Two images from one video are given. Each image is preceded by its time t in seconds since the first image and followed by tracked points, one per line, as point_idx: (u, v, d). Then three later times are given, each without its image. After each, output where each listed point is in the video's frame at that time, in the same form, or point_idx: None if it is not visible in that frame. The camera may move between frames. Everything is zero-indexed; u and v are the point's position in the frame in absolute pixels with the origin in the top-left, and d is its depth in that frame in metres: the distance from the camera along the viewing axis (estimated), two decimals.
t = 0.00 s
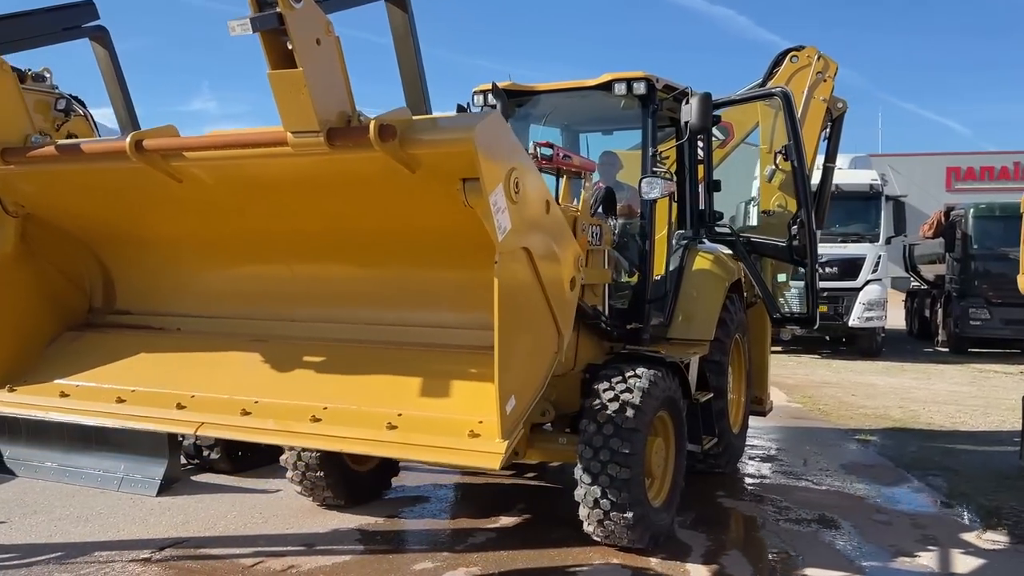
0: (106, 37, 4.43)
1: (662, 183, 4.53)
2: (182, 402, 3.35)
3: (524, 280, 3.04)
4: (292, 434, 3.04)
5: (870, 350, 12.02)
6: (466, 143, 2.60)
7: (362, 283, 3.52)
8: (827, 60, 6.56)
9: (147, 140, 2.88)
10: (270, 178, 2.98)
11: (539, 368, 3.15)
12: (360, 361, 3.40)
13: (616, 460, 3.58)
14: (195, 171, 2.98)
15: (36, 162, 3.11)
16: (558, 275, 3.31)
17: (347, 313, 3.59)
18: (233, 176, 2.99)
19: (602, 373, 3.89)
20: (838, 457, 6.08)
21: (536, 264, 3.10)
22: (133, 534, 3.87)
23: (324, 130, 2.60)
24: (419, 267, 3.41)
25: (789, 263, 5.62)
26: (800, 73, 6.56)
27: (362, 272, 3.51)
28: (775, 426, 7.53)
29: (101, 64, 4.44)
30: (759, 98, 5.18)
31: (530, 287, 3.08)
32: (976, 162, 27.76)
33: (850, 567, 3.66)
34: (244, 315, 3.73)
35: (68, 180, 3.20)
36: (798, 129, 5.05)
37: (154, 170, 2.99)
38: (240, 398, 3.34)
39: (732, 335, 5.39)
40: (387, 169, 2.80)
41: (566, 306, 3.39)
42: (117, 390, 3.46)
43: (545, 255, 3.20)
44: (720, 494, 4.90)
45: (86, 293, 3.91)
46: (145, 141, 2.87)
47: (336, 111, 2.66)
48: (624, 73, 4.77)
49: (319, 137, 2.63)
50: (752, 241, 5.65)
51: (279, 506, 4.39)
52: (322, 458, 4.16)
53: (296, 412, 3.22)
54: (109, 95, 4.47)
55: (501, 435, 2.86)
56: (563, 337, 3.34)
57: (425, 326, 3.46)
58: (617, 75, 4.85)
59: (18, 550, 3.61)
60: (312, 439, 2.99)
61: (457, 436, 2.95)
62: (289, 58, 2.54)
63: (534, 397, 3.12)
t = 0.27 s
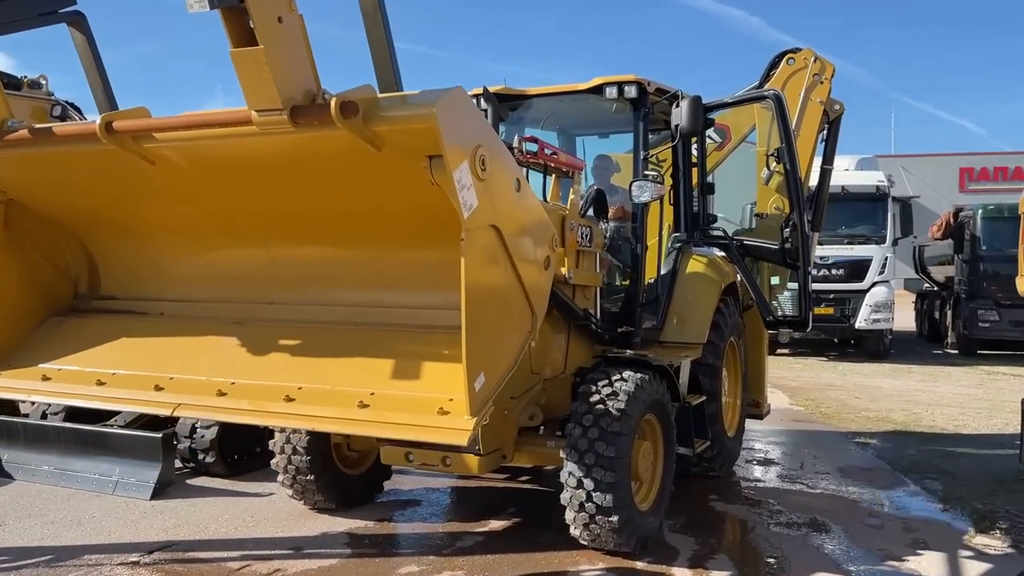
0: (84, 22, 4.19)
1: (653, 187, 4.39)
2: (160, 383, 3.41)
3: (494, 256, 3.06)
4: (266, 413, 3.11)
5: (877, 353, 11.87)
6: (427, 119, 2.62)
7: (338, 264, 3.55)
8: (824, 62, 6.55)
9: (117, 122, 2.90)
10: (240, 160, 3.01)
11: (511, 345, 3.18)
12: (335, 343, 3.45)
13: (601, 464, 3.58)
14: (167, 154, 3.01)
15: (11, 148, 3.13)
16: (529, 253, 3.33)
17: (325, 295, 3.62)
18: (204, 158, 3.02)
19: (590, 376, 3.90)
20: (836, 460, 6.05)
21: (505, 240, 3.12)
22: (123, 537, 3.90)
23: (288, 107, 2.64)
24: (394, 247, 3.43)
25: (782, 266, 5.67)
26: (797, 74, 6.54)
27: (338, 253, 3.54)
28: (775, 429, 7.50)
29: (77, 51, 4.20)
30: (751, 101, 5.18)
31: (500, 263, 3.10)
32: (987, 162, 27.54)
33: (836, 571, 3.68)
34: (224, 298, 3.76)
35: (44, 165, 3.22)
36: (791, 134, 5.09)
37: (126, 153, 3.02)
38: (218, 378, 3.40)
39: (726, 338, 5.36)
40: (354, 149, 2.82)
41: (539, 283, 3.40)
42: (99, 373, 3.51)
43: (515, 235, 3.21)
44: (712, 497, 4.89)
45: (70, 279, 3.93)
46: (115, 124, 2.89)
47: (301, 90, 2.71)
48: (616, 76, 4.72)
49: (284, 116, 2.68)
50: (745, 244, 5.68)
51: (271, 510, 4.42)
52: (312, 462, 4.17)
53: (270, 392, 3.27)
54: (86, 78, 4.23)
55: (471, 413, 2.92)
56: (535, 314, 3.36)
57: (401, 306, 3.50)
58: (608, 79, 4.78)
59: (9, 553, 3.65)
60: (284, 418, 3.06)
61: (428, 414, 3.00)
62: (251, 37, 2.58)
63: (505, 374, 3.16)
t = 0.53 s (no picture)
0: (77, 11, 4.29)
1: (652, 191, 4.32)
2: (154, 364, 3.45)
3: (481, 235, 3.07)
4: (257, 393, 3.14)
5: (886, 355, 11.78)
6: (408, 93, 2.65)
7: (330, 245, 3.60)
8: (825, 64, 6.53)
9: (106, 103, 2.97)
10: (229, 138, 3.07)
11: (499, 324, 3.19)
12: (327, 325, 3.47)
13: (598, 468, 3.58)
14: (157, 135, 3.08)
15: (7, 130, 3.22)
16: (518, 237, 3.35)
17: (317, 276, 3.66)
18: (193, 138, 3.09)
19: (587, 380, 3.89)
20: (838, 463, 6.03)
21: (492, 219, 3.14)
22: (125, 541, 3.93)
23: (271, 85, 2.66)
24: (384, 225, 3.46)
25: (783, 269, 5.67)
26: (798, 76, 6.53)
27: (329, 231, 3.58)
28: (780, 431, 7.48)
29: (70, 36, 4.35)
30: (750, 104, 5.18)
31: (487, 242, 3.11)
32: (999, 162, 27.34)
33: (833, 574, 3.68)
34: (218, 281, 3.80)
35: (38, 148, 3.29)
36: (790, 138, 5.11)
37: (117, 135, 3.09)
38: (209, 358, 3.43)
39: (727, 340, 5.33)
40: (339, 127, 2.87)
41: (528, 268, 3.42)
42: (94, 355, 3.56)
43: (504, 215, 3.23)
44: (712, 501, 4.88)
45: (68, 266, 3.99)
46: (104, 106, 2.96)
47: (287, 68, 2.72)
48: (614, 79, 4.71)
49: (269, 94, 2.70)
50: (745, 247, 5.69)
51: (272, 514, 4.44)
52: (312, 466, 4.19)
53: (261, 372, 3.30)
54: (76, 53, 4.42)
55: (457, 388, 2.91)
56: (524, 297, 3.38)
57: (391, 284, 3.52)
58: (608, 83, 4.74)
59: (11, 557, 3.69)
60: (275, 396, 3.08)
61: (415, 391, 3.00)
62: (234, 14, 2.60)
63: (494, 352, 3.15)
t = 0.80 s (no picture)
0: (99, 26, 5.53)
1: (656, 193, 4.30)
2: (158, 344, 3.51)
3: (481, 208, 3.08)
4: (259, 370, 3.19)
5: (897, 356, 11.71)
6: (404, 66, 2.68)
7: (330, 224, 3.63)
8: (831, 65, 6.50)
9: (105, 82, 2.99)
10: (229, 116, 3.11)
11: (500, 299, 3.21)
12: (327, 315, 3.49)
13: (602, 471, 3.58)
14: (157, 114, 3.12)
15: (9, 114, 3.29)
16: (520, 212, 3.35)
17: (318, 258, 3.69)
18: (193, 116, 3.13)
19: (592, 382, 3.88)
20: (847, 465, 6.01)
21: (494, 192, 3.15)
22: (132, 545, 3.96)
23: (268, 59, 2.70)
24: (383, 203, 3.50)
25: (789, 271, 5.65)
26: (803, 77, 6.54)
27: (328, 211, 3.60)
28: (788, 433, 7.45)
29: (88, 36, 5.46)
30: (754, 105, 5.17)
31: (488, 215, 3.13)
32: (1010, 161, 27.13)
33: None
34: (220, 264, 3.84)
35: (42, 130, 3.35)
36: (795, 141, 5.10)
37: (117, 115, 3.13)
38: (213, 337, 3.49)
39: (733, 342, 5.31)
40: (337, 101, 2.91)
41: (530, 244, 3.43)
42: (99, 337, 3.62)
43: (505, 194, 3.23)
44: (719, 503, 4.86)
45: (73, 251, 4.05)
46: (103, 85, 2.99)
47: (284, 43, 2.76)
48: (617, 82, 4.69)
49: (266, 69, 2.74)
50: (751, 249, 5.67)
51: (278, 517, 4.46)
52: (317, 470, 4.20)
53: (265, 350, 3.36)
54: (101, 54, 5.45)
55: (457, 361, 2.96)
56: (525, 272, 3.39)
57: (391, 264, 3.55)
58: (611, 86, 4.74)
59: (19, 560, 3.73)
60: (276, 373, 3.14)
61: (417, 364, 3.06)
62: None
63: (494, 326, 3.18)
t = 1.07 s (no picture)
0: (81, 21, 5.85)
1: (662, 196, 4.29)
2: (167, 323, 3.53)
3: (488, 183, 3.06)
4: (267, 345, 3.15)
5: (908, 356, 11.64)
6: (408, 40, 2.68)
7: (336, 201, 3.66)
8: (839, 66, 6.48)
9: (111, 63, 3.03)
10: (234, 95, 3.14)
11: (508, 275, 3.18)
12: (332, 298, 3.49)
13: (609, 474, 3.58)
14: (162, 94, 3.16)
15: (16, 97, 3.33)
16: (528, 191, 3.32)
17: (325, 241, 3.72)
18: (199, 96, 3.17)
19: (600, 385, 3.88)
20: (857, 466, 5.98)
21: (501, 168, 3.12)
22: (143, 549, 3.98)
23: (271, 35, 2.72)
24: (388, 181, 3.54)
25: (797, 271, 5.67)
26: (809, 78, 6.51)
27: (334, 190, 3.65)
28: (798, 434, 7.42)
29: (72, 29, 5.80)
30: (760, 106, 5.16)
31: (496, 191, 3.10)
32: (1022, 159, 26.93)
33: None
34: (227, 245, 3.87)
35: (50, 113, 3.40)
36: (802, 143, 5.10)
37: (124, 96, 3.16)
38: (222, 316, 3.50)
39: (741, 344, 5.30)
40: (341, 77, 2.93)
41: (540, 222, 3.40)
42: (109, 319, 3.64)
43: (510, 170, 3.19)
44: (727, 505, 4.85)
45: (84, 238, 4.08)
46: (109, 66, 3.02)
47: (286, 20, 2.78)
48: (623, 85, 4.70)
49: (270, 46, 2.76)
50: (758, 249, 5.72)
51: (288, 521, 4.48)
52: (326, 474, 4.21)
53: (272, 329, 3.32)
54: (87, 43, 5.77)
55: (464, 336, 2.94)
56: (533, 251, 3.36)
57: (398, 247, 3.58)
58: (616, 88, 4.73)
59: (31, 565, 3.76)
60: (285, 348, 3.10)
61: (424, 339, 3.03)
62: None
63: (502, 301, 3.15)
